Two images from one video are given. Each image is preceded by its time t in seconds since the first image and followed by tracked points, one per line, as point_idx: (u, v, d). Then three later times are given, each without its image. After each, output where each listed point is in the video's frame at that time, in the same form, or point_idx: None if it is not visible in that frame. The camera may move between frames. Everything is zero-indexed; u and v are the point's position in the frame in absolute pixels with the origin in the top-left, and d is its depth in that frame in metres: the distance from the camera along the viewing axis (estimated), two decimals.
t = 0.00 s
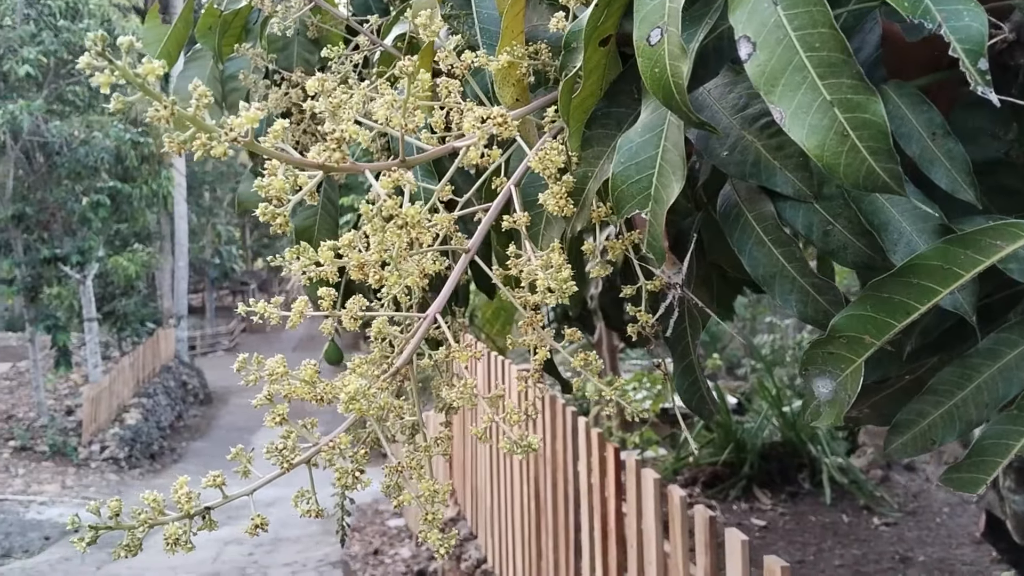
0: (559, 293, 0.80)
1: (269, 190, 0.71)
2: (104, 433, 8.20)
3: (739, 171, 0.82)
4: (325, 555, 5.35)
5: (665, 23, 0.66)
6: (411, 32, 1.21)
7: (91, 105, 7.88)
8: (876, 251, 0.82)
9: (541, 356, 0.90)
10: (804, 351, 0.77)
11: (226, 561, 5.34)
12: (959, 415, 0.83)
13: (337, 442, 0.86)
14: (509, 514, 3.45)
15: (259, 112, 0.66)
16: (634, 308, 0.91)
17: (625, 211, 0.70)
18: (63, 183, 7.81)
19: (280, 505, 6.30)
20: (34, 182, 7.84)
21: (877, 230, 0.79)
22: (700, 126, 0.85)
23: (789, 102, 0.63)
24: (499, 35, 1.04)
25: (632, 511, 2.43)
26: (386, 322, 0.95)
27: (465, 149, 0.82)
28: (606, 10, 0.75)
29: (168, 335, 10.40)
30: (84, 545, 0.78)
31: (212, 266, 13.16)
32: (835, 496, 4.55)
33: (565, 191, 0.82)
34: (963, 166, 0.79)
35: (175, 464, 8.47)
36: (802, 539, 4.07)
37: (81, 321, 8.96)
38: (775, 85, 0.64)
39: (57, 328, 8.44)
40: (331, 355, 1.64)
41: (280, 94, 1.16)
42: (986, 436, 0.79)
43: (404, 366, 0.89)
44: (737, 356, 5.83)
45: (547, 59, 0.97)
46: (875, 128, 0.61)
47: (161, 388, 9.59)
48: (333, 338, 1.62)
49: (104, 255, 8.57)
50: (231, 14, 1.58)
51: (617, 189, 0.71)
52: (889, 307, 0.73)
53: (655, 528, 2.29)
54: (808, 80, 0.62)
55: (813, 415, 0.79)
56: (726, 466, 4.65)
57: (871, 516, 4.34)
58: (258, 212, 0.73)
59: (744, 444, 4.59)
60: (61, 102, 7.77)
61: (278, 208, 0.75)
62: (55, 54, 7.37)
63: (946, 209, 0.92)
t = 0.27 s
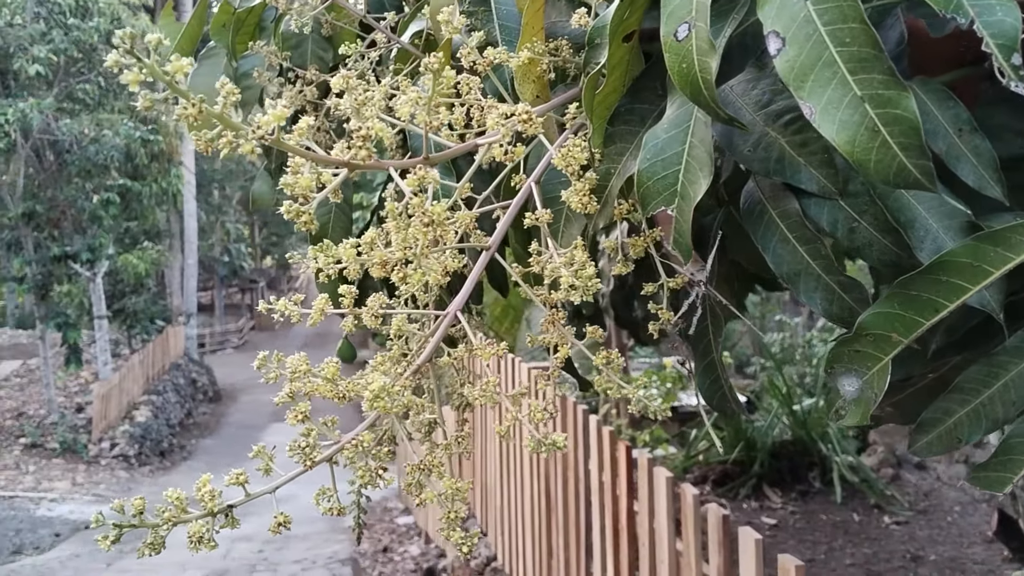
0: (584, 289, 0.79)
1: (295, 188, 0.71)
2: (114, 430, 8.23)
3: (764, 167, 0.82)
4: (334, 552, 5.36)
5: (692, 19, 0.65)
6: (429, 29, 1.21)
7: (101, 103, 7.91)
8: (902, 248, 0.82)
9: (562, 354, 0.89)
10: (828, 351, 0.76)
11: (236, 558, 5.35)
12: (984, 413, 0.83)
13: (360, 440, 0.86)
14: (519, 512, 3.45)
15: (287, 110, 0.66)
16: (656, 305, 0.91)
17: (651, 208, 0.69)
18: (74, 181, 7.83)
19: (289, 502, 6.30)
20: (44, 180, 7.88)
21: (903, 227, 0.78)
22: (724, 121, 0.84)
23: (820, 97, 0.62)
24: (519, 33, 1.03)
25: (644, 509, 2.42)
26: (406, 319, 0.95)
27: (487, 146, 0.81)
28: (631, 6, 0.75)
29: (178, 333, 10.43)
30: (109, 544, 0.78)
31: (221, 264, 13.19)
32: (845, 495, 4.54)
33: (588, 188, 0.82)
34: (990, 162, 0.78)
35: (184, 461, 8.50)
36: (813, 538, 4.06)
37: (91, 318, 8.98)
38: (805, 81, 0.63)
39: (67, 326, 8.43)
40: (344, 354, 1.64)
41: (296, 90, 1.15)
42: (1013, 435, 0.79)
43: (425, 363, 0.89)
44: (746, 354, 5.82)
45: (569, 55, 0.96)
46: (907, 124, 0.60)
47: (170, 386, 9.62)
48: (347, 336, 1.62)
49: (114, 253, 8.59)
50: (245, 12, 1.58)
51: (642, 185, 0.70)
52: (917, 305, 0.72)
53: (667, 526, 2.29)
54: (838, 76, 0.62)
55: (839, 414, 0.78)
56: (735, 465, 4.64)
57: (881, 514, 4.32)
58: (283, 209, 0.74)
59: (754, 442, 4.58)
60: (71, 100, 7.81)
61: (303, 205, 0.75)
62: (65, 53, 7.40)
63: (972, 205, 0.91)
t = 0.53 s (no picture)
0: (608, 285, 0.78)
1: (320, 184, 0.71)
2: (124, 427, 8.25)
3: (788, 163, 0.81)
4: (343, 550, 5.36)
5: (720, 13, 0.65)
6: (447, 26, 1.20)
7: (110, 101, 7.94)
8: (929, 245, 0.81)
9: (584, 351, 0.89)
10: (854, 347, 0.76)
11: (245, 555, 5.36)
12: (1011, 411, 0.82)
13: (382, 437, 0.86)
14: (529, 510, 3.45)
15: (312, 105, 0.66)
16: (678, 303, 0.90)
17: (678, 204, 0.69)
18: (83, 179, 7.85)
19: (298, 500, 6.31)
20: (54, 178, 7.91)
21: (931, 223, 0.78)
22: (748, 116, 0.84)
23: (850, 92, 0.62)
24: (538, 28, 1.03)
25: (656, 507, 2.42)
26: (425, 316, 0.95)
27: (510, 141, 0.81)
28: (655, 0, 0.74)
29: (187, 330, 10.45)
30: (131, 541, 0.78)
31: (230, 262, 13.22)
32: (855, 493, 4.52)
33: (611, 184, 0.81)
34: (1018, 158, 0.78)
35: (193, 458, 8.52)
36: (823, 537, 4.05)
37: (100, 316, 9.01)
38: (835, 75, 0.63)
39: (77, 324, 8.44)
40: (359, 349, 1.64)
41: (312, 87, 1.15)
42: None
43: (447, 358, 0.89)
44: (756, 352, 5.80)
45: (590, 50, 0.96)
46: (938, 118, 0.60)
47: (180, 383, 9.65)
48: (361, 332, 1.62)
49: (123, 251, 8.61)
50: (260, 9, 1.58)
51: (669, 181, 0.70)
52: (945, 302, 0.72)
53: (680, 524, 2.28)
54: (869, 69, 0.61)
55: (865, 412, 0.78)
56: (745, 463, 4.63)
57: (892, 513, 4.30)
58: (306, 205, 0.74)
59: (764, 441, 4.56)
60: (81, 98, 7.83)
61: (326, 200, 0.75)
62: (75, 51, 7.42)
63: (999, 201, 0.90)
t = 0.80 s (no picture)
0: (626, 283, 0.78)
1: (337, 182, 0.71)
2: (131, 425, 8.27)
3: (806, 162, 0.81)
4: (350, 548, 5.37)
5: (741, 10, 0.65)
6: (461, 24, 1.20)
7: (117, 100, 7.96)
8: (947, 244, 0.81)
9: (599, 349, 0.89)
10: (873, 347, 0.76)
11: (252, 553, 5.37)
12: None
13: (397, 437, 0.86)
14: (536, 509, 3.44)
15: (330, 105, 0.66)
16: (693, 302, 0.90)
17: (697, 202, 0.69)
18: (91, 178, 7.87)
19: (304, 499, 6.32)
20: (62, 177, 7.93)
21: (949, 222, 0.77)
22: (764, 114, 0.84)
23: (872, 90, 0.62)
24: (552, 26, 1.03)
25: (664, 507, 2.41)
26: (438, 315, 0.95)
27: (526, 139, 0.81)
28: None
29: (193, 329, 10.47)
30: (148, 540, 0.77)
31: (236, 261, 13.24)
32: (863, 492, 4.51)
33: (627, 182, 0.81)
34: None
35: (200, 456, 8.54)
36: (830, 536, 4.04)
37: (107, 314, 9.03)
38: (857, 73, 0.62)
39: (84, 322, 8.46)
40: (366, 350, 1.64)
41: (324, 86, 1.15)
42: None
43: (462, 357, 0.89)
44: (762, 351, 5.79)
45: (605, 49, 0.95)
46: (961, 117, 0.59)
47: (187, 382, 9.67)
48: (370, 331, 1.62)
49: (130, 249, 8.63)
50: (269, 7, 1.58)
51: (688, 179, 0.70)
52: (966, 302, 0.71)
53: (689, 523, 2.27)
54: (892, 67, 0.61)
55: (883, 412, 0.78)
56: (752, 463, 4.62)
57: (900, 512, 4.29)
58: (323, 204, 0.74)
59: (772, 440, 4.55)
60: (88, 97, 7.85)
61: (343, 199, 0.75)
62: (82, 50, 7.42)
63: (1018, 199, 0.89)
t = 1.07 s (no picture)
0: (647, 282, 0.77)
1: (359, 181, 0.71)
2: (140, 423, 8.30)
3: (827, 160, 0.81)
4: (358, 546, 5.37)
5: (766, 7, 0.64)
6: (476, 22, 1.19)
7: (126, 98, 7.99)
8: (971, 242, 0.80)
9: (620, 347, 0.88)
10: (897, 345, 0.75)
11: (261, 551, 5.38)
12: None
13: (417, 434, 0.85)
14: (545, 508, 3.44)
15: (352, 101, 0.66)
16: (714, 300, 0.89)
17: (720, 200, 0.68)
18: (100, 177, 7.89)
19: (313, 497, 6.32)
20: (71, 175, 7.96)
21: (972, 220, 0.77)
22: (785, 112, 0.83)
23: (899, 86, 0.61)
24: (570, 23, 1.02)
25: (674, 506, 2.41)
26: (456, 314, 0.94)
27: (547, 136, 0.80)
28: None
29: (201, 327, 10.49)
30: (169, 537, 0.77)
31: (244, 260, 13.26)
32: (872, 492, 4.49)
33: (648, 180, 0.80)
34: None
35: (208, 455, 8.56)
36: (840, 536, 4.02)
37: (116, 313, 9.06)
38: (883, 70, 0.62)
39: (93, 320, 8.48)
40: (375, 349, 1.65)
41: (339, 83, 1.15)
42: None
43: (479, 356, 0.89)
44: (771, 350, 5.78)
45: (624, 46, 0.95)
46: (990, 113, 0.59)
47: (195, 380, 9.69)
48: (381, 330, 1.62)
49: (139, 248, 8.65)
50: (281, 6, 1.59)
51: (712, 176, 0.69)
52: (991, 300, 0.71)
53: (699, 522, 2.27)
54: (919, 64, 0.61)
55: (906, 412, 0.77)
56: (761, 462, 4.61)
57: (909, 512, 4.28)
58: (344, 201, 0.74)
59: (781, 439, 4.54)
60: (97, 96, 7.87)
61: (364, 197, 0.75)
62: (91, 49, 7.44)
63: None
